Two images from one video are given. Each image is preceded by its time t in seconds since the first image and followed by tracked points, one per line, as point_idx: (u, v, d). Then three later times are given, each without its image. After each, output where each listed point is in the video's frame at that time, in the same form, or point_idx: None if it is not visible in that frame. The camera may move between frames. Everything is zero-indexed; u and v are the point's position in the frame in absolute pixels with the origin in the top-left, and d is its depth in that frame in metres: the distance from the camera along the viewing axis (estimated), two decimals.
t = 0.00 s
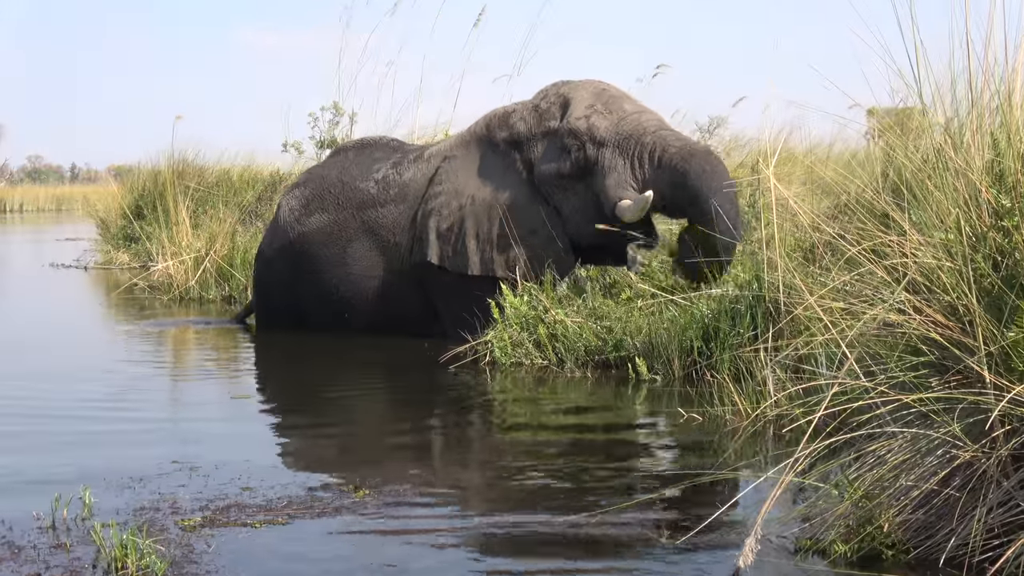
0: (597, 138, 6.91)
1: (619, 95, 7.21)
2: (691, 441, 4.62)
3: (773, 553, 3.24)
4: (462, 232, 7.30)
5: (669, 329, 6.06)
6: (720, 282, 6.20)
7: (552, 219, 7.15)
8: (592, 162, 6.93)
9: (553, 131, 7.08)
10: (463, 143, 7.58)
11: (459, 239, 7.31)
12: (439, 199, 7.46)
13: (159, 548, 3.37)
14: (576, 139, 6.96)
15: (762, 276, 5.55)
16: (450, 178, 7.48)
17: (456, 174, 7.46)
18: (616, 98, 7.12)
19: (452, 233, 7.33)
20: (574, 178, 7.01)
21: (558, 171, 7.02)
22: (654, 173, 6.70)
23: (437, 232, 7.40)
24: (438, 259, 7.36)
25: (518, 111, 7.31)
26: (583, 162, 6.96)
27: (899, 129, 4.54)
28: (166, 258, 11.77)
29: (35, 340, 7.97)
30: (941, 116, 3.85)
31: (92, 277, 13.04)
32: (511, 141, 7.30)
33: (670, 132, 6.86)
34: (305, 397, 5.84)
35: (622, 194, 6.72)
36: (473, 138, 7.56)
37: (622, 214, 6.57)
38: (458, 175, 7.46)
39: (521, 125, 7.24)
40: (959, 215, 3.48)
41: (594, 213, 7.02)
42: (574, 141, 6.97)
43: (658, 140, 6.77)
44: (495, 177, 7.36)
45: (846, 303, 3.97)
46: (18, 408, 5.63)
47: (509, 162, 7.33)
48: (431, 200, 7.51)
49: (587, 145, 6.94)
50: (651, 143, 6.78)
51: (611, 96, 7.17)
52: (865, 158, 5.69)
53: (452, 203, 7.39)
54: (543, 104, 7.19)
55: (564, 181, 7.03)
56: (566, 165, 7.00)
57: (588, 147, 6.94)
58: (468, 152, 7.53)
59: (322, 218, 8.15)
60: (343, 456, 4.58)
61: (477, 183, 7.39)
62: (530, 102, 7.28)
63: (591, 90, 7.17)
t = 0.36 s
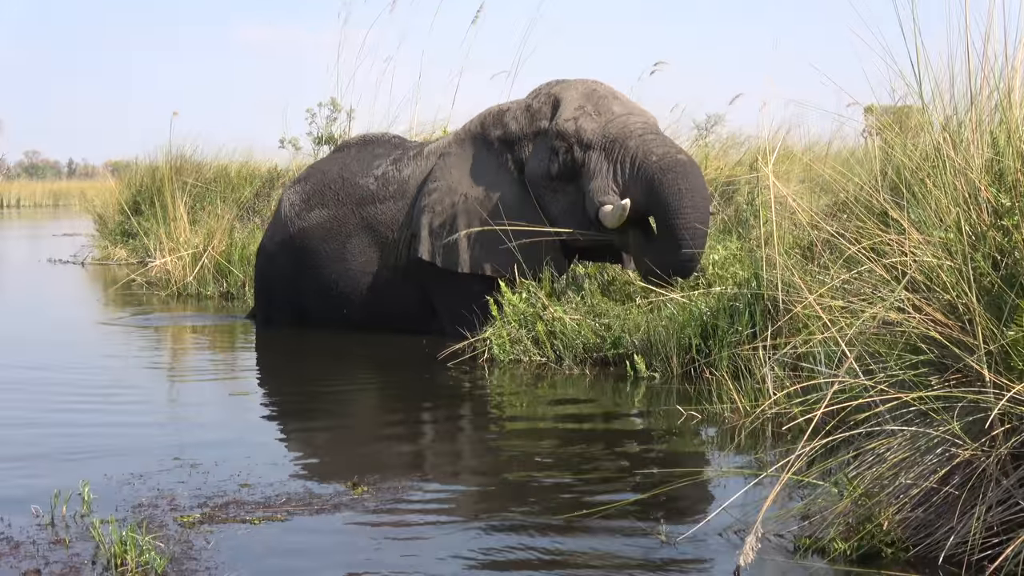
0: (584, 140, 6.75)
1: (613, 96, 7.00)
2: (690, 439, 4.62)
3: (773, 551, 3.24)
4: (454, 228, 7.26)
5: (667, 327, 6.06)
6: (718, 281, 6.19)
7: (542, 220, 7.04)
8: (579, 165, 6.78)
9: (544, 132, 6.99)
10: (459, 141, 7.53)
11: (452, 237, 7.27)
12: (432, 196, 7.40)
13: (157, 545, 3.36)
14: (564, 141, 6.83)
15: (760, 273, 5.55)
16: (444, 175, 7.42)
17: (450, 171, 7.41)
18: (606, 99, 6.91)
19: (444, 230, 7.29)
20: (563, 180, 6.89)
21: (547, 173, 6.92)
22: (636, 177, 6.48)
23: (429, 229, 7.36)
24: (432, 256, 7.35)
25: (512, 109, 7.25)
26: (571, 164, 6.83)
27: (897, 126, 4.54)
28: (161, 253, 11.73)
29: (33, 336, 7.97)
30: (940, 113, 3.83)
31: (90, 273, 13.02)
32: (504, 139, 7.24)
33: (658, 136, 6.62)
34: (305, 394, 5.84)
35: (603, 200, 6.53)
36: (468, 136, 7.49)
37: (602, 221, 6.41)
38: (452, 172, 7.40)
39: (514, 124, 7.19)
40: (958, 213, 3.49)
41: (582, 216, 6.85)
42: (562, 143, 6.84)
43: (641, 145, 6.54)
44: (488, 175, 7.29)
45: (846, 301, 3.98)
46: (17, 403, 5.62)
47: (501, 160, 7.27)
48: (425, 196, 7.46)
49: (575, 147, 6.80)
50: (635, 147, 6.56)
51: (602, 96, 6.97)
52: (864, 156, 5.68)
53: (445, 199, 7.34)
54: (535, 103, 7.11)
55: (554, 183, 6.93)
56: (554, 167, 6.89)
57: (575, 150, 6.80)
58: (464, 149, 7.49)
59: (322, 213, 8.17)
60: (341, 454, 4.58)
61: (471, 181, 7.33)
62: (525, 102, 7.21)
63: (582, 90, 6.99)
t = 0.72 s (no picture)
0: (576, 142, 6.73)
1: (606, 97, 6.97)
2: (689, 436, 4.62)
3: (775, 548, 3.24)
4: (451, 227, 7.28)
5: (666, 324, 6.06)
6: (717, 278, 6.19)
7: (536, 220, 7.04)
8: (570, 167, 6.76)
9: (538, 133, 6.97)
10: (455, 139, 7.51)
11: (449, 235, 7.28)
12: (429, 194, 7.41)
13: (158, 544, 3.36)
14: (556, 143, 6.80)
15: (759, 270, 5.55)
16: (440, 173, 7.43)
17: (446, 170, 7.41)
18: (600, 100, 6.88)
19: (441, 228, 7.31)
20: (555, 181, 6.88)
21: (539, 174, 6.91)
22: (626, 180, 6.46)
23: (425, 227, 7.38)
24: (428, 254, 7.36)
25: (507, 109, 7.21)
26: (562, 166, 6.81)
27: (896, 123, 4.54)
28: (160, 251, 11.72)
29: (32, 334, 7.97)
30: (939, 109, 3.84)
31: (88, 271, 13.00)
32: (498, 140, 7.23)
33: (650, 139, 6.59)
34: (305, 391, 5.85)
35: (593, 204, 6.52)
36: (464, 135, 7.48)
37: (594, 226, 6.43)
38: (448, 171, 7.40)
39: (508, 125, 7.16)
40: (958, 209, 3.49)
41: (574, 217, 6.84)
42: (554, 145, 6.82)
43: (631, 148, 6.51)
44: (483, 174, 7.28)
45: (846, 298, 3.98)
46: (17, 401, 5.62)
47: (495, 160, 7.25)
48: (422, 194, 7.46)
49: (566, 149, 6.77)
50: (627, 150, 6.54)
51: (595, 97, 6.93)
52: (863, 152, 5.67)
53: (441, 197, 7.35)
54: (529, 103, 7.08)
55: (546, 184, 6.91)
56: (547, 168, 6.87)
57: (567, 151, 6.77)
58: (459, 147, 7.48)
59: (322, 209, 8.17)
60: (342, 450, 4.59)
61: (466, 180, 7.33)
62: (519, 101, 7.17)
63: (576, 91, 6.95)
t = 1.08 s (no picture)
0: (575, 146, 6.71)
1: (604, 99, 6.93)
2: (691, 431, 4.62)
3: (778, 542, 3.24)
4: (451, 225, 7.29)
5: (667, 320, 6.06)
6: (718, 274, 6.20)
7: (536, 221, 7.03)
8: (570, 171, 6.75)
9: (536, 134, 6.93)
10: (454, 138, 7.48)
11: (449, 234, 7.30)
12: (428, 193, 7.41)
13: (160, 542, 3.36)
14: (555, 146, 6.77)
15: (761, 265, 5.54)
16: (440, 172, 7.42)
17: (445, 168, 7.40)
18: (599, 103, 6.84)
19: (441, 227, 7.33)
20: (554, 183, 6.86)
21: (538, 176, 6.89)
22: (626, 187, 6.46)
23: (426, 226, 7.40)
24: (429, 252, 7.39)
25: (505, 109, 7.16)
26: (561, 169, 6.78)
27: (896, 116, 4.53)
28: (161, 249, 11.73)
29: (32, 333, 7.98)
30: (942, 104, 3.84)
31: (88, 269, 13.00)
32: (496, 140, 7.19)
33: (649, 145, 6.58)
34: (308, 389, 5.86)
35: (593, 209, 6.51)
36: (462, 133, 7.45)
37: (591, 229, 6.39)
38: (448, 169, 7.39)
39: (506, 126, 7.11)
40: (961, 204, 3.48)
41: (572, 219, 6.82)
42: (553, 147, 6.78)
43: (632, 155, 6.51)
44: (481, 175, 7.26)
45: (848, 292, 3.99)
46: (18, 400, 5.62)
47: (494, 161, 7.22)
48: (422, 193, 7.46)
49: (565, 152, 6.75)
50: (627, 156, 6.53)
51: (595, 99, 6.89)
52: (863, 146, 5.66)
53: (441, 197, 7.35)
54: (527, 104, 7.03)
55: (545, 186, 6.89)
56: (545, 170, 6.84)
57: (566, 155, 6.75)
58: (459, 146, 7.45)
59: (323, 206, 8.18)
60: (344, 448, 4.59)
61: (466, 179, 7.31)
62: (517, 102, 7.11)
63: (574, 92, 6.90)
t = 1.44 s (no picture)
0: (578, 145, 6.71)
1: (606, 97, 6.94)
2: (695, 429, 4.61)
3: (783, 540, 3.24)
4: (452, 222, 7.29)
5: (671, 317, 6.06)
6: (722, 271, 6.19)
7: (538, 219, 7.04)
8: (572, 170, 6.74)
9: (538, 133, 6.92)
10: (455, 134, 7.48)
11: (450, 231, 7.30)
12: (430, 190, 7.41)
13: (164, 538, 3.37)
14: (558, 145, 6.77)
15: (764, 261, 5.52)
16: (441, 169, 7.42)
17: (447, 166, 7.39)
18: (601, 102, 6.85)
19: (442, 225, 7.33)
20: (556, 182, 6.86)
21: (540, 175, 6.88)
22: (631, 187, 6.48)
23: (426, 223, 7.40)
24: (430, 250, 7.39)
25: (507, 107, 7.14)
26: (563, 168, 6.78)
27: (899, 112, 4.52)
28: (163, 247, 11.73)
29: (36, 330, 7.99)
30: (946, 98, 3.83)
31: (90, 267, 12.99)
32: (498, 137, 7.18)
33: (653, 145, 6.59)
34: (311, 386, 5.86)
35: (598, 211, 6.50)
36: (464, 129, 7.44)
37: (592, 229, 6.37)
38: (450, 166, 7.38)
39: (508, 123, 7.10)
40: (968, 199, 3.46)
41: (575, 218, 6.82)
42: (556, 146, 6.78)
43: (636, 156, 6.51)
44: (483, 173, 7.26)
45: (851, 289, 3.98)
46: (21, 397, 5.63)
47: (495, 158, 7.21)
48: (423, 190, 7.46)
49: (568, 151, 6.75)
50: (631, 157, 6.54)
51: (597, 98, 6.89)
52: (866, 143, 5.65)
53: (442, 194, 7.35)
54: (530, 102, 7.02)
55: (547, 185, 6.89)
56: (547, 169, 6.84)
57: (568, 154, 6.75)
58: (460, 143, 7.44)
59: (325, 201, 8.18)
60: (347, 445, 4.59)
61: (467, 176, 7.31)
62: (519, 99, 7.10)
63: (576, 91, 6.91)
